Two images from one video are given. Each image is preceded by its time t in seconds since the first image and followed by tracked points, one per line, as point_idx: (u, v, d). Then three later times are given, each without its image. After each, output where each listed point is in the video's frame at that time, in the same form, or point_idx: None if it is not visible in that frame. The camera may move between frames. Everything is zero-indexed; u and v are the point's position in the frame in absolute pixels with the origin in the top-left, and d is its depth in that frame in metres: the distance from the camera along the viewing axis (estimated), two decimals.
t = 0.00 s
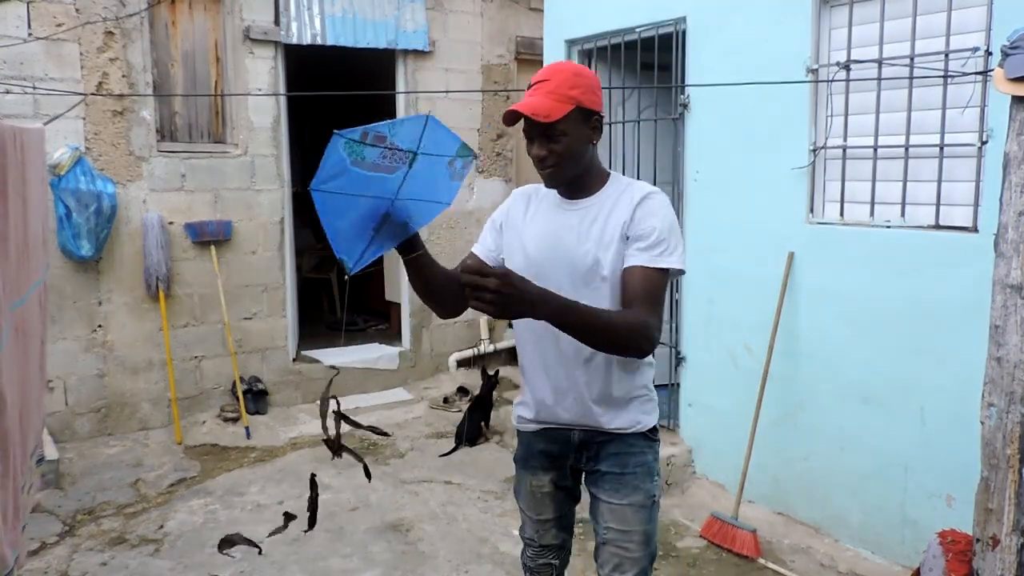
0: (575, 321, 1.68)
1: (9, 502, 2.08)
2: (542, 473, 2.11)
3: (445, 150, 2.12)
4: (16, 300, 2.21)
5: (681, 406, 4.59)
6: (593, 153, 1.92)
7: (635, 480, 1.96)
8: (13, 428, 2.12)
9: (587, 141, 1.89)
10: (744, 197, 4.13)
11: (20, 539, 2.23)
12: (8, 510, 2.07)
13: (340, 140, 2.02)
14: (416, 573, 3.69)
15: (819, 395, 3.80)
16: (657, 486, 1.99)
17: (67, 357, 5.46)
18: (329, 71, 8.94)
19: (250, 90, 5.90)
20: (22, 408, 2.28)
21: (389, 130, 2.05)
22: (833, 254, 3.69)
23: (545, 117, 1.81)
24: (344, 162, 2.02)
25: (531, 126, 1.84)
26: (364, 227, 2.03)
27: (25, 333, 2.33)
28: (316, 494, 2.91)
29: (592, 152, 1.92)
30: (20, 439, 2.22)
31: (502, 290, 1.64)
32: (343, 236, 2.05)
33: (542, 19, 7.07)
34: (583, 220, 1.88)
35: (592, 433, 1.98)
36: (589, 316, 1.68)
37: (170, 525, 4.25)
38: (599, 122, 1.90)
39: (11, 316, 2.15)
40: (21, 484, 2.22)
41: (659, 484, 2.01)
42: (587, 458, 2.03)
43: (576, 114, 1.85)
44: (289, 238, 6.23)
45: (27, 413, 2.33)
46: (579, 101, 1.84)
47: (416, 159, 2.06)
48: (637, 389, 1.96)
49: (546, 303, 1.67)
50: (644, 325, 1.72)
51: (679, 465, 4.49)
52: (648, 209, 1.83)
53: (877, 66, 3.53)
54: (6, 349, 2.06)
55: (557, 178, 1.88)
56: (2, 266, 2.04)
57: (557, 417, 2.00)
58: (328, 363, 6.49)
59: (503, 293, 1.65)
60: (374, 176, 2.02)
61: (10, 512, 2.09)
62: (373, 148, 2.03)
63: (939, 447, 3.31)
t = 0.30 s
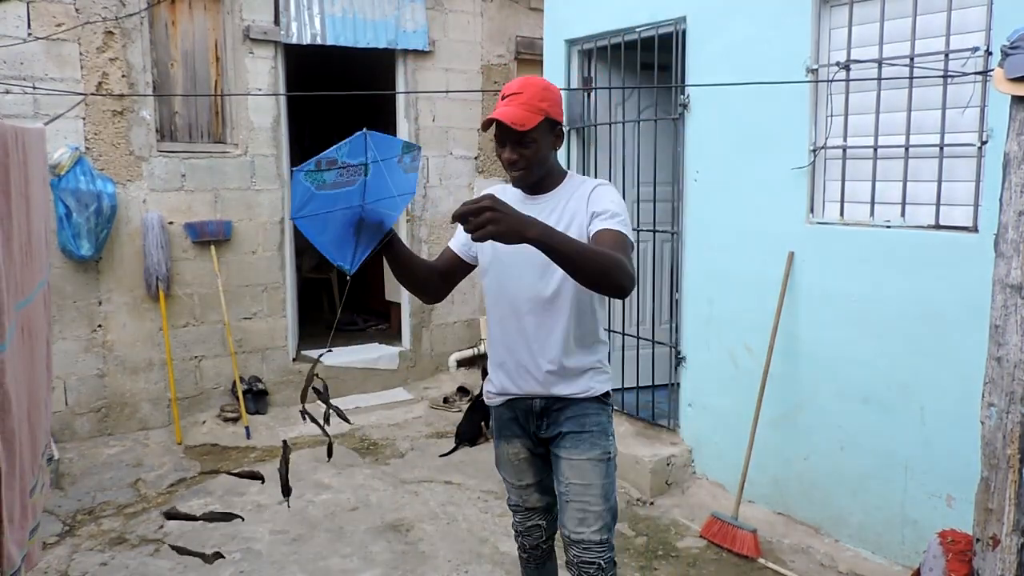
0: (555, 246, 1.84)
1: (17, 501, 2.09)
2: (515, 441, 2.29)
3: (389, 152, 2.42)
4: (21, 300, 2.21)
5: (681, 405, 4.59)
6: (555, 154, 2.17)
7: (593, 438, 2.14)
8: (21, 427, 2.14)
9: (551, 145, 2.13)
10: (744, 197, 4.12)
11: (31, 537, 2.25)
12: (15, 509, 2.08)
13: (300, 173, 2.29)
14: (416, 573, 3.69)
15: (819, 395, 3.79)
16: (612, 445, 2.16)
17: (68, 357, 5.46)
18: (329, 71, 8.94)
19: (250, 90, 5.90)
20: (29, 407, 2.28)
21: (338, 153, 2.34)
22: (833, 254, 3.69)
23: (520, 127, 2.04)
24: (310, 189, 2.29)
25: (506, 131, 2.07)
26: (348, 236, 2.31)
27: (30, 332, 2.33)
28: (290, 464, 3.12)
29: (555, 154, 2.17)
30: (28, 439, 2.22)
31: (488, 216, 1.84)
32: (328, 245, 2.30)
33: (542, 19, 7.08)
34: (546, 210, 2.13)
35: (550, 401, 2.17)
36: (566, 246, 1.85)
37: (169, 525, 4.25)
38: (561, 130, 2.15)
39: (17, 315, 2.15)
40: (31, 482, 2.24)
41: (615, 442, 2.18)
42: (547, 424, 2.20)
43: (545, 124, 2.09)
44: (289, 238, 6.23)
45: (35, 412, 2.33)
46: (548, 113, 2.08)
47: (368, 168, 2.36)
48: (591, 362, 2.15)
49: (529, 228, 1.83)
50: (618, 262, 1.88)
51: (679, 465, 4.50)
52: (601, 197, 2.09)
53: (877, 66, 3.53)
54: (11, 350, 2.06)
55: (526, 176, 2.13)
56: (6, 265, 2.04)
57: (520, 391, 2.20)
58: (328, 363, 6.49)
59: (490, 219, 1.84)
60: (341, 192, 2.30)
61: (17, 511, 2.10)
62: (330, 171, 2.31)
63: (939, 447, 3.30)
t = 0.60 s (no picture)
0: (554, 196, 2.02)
1: (28, 499, 2.10)
2: (509, 427, 2.41)
3: (358, 132, 2.71)
4: (25, 299, 2.22)
5: (681, 405, 4.59)
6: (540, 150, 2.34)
7: (584, 424, 2.29)
8: (30, 426, 2.17)
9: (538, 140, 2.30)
10: (744, 197, 4.12)
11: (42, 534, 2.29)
12: (26, 507, 2.09)
13: (266, 150, 2.68)
14: (416, 573, 3.69)
15: (819, 395, 3.79)
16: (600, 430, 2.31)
17: (67, 357, 5.46)
18: (329, 71, 8.95)
19: (250, 90, 5.90)
20: (36, 407, 2.29)
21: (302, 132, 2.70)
22: (833, 254, 3.69)
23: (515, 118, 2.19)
24: (281, 163, 2.68)
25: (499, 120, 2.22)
26: (321, 203, 2.60)
27: (36, 332, 2.34)
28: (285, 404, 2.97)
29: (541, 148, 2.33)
30: (36, 438, 2.24)
31: (493, 172, 1.99)
32: (306, 211, 2.59)
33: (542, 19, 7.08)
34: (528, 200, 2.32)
35: (541, 387, 2.30)
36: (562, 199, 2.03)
37: (170, 525, 4.25)
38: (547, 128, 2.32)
39: (21, 315, 2.16)
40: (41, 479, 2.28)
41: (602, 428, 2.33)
42: (539, 411, 2.33)
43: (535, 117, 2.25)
44: (289, 238, 6.23)
45: (42, 411, 2.34)
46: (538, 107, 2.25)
47: (333, 144, 2.66)
48: (576, 345, 2.31)
49: (530, 179, 2.00)
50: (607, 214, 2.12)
51: (679, 465, 4.50)
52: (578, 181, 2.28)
53: (877, 66, 3.54)
54: (18, 349, 2.08)
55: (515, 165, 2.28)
56: (10, 265, 2.05)
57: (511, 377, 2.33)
58: (328, 363, 6.49)
59: (494, 175, 2.00)
60: (307, 164, 2.65)
61: (28, 509, 2.11)
62: (293, 146, 2.68)
63: (939, 447, 3.30)
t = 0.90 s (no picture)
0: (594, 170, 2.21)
1: (42, 496, 2.12)
2: (507, 420, 2.50)
3: (361, 121, 2.90)
4: (30, 298, 2.23)
5: (681, 406, 4.59)
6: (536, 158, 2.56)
7: (577, 420, 2.47)
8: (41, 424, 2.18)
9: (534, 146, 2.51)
10: (743, 197, 4.12)
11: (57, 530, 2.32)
12: (41, 504, 2.11)
13: (283, 125, 2.81)
14: (416, 573, 3.68)
15: (819, 395, 3.79)
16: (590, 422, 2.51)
17: (68, 357, 5.46)
18: (329, 71, 8.95)
19: (249, 90, 5.90)
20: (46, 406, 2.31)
21: (312, 114, 2.85)
22: (833, 254, 3.69)
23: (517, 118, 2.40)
24: (292, 139, 2.80)
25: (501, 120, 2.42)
26: (332, 179, 2.71)
27: (42, 331, 2.35)
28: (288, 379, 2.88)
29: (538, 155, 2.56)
30: (48, 435, 2.25)
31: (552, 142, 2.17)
32: (320, 184, 2.70)
33: (542, 19, 7.07)
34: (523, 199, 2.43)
35: (540, 383, 2.42)
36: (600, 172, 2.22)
37: (169, 525, 4.25)
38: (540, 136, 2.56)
39: (27, 314, 2.17)
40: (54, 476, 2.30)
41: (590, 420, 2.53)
42: (536, 407, 2.45)
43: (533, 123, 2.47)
44: (289, 238, 6.23)
45: (50, 409, 2.35)
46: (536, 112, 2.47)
47: (340, 130, 2.84)
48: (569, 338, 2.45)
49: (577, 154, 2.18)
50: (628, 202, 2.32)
51: (679, 465, 4.50)
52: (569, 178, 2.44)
53: (877, 66, 3.53)
54: (26, 347, 2.10)
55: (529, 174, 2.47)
56: (15, 264, 2.06)
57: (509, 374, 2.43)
58: (328, 363, 6.49)
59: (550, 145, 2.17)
60: (319, 143, 2.78)
61: (43, 506, 2.13)
62: (305, 126, 2.82)
63: (939, 447, 3.30)
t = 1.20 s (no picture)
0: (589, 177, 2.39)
1: (53, 494, 2.13)
2: (505, 398, 2.62)
3: (354, 155, 2.89)
4: (39, 297, 2.23)
5: (681, 405, 4.59)
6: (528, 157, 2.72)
7: (562, 402, 2.73)
8: (53, 423, 2.19)
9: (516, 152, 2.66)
10: (743, 197, 4.12)
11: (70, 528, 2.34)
12: (53, 502, 2.12)
13: (274, 144, 2.89)
14: (416, 573, 3.68)
15: (819, 395, 3.79)
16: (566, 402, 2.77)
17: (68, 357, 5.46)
18: (329, 71, 8.95)
19: (249, 90, 5.90)
20: (57, 404, 2.31)
21: (308, 137, 2.90)
22: (833, 254, 3.69)
23: (484, 143, 2.58)
24: (281, 158, 2.88)
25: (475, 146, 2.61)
26: (298, 204, 2.83)
27: (51, 330, 2.35)
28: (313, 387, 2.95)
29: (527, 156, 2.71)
30: (60, 434, 2.26)
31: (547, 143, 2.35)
32: (282, 208, 2.84)
33: (542, 19, 7.07)
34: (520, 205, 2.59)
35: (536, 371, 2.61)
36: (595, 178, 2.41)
37: (169, 525, 4.25)
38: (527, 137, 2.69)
39: (36, 313, 2.17)
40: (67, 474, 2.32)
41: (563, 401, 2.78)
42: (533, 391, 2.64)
43: (507, 138, 2.62)
44: (289, 239, 6.23)
45: (62, 407, 2.36)
46: (508, 127, 2.61)
47: (330, 159, 2.87)
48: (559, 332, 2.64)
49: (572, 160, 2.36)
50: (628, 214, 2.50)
51: (679, 465, 4.50)
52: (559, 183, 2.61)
53: (877, 66, 3.54)
54: (35, 347, 2.10)
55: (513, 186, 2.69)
56: (23, 264, 2.06)
57: (508, 370, 2.60)
58: (329, 363, 6.49)
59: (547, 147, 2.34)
60: (300, 168, 2.85)
61: (55, 504, 2.14)
62: (297, 148, 2.88)
63: (939, 447, 3.30)
